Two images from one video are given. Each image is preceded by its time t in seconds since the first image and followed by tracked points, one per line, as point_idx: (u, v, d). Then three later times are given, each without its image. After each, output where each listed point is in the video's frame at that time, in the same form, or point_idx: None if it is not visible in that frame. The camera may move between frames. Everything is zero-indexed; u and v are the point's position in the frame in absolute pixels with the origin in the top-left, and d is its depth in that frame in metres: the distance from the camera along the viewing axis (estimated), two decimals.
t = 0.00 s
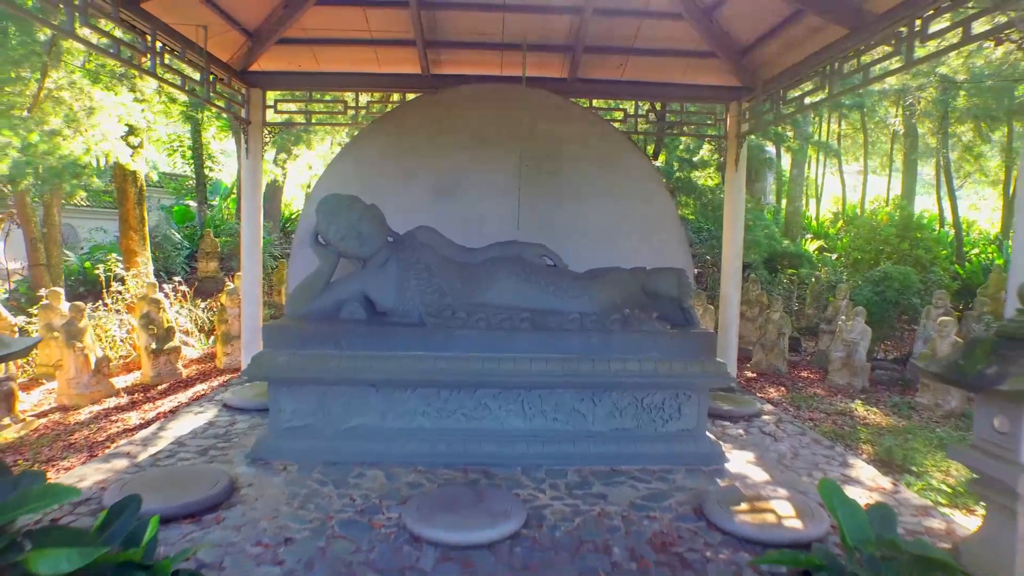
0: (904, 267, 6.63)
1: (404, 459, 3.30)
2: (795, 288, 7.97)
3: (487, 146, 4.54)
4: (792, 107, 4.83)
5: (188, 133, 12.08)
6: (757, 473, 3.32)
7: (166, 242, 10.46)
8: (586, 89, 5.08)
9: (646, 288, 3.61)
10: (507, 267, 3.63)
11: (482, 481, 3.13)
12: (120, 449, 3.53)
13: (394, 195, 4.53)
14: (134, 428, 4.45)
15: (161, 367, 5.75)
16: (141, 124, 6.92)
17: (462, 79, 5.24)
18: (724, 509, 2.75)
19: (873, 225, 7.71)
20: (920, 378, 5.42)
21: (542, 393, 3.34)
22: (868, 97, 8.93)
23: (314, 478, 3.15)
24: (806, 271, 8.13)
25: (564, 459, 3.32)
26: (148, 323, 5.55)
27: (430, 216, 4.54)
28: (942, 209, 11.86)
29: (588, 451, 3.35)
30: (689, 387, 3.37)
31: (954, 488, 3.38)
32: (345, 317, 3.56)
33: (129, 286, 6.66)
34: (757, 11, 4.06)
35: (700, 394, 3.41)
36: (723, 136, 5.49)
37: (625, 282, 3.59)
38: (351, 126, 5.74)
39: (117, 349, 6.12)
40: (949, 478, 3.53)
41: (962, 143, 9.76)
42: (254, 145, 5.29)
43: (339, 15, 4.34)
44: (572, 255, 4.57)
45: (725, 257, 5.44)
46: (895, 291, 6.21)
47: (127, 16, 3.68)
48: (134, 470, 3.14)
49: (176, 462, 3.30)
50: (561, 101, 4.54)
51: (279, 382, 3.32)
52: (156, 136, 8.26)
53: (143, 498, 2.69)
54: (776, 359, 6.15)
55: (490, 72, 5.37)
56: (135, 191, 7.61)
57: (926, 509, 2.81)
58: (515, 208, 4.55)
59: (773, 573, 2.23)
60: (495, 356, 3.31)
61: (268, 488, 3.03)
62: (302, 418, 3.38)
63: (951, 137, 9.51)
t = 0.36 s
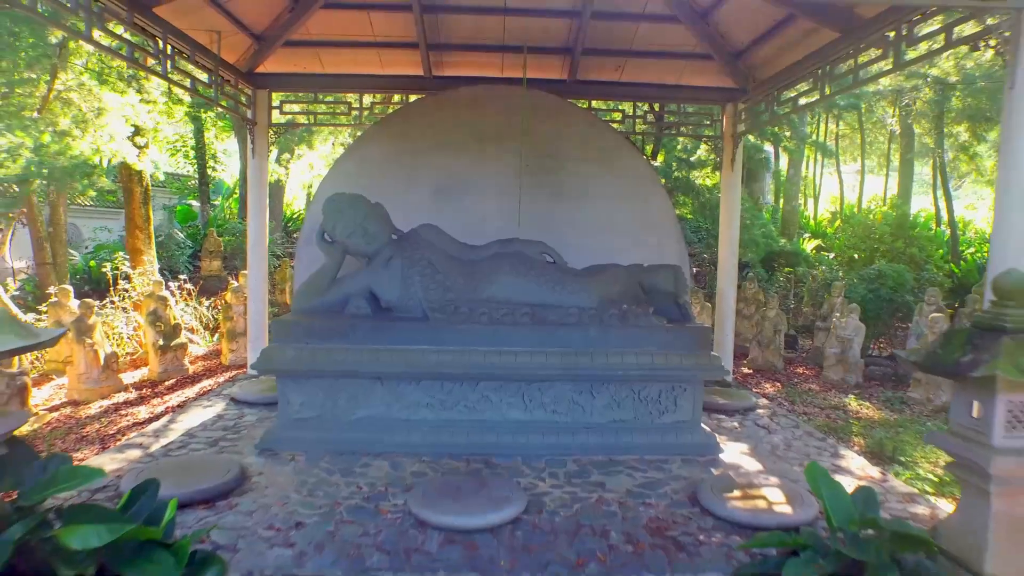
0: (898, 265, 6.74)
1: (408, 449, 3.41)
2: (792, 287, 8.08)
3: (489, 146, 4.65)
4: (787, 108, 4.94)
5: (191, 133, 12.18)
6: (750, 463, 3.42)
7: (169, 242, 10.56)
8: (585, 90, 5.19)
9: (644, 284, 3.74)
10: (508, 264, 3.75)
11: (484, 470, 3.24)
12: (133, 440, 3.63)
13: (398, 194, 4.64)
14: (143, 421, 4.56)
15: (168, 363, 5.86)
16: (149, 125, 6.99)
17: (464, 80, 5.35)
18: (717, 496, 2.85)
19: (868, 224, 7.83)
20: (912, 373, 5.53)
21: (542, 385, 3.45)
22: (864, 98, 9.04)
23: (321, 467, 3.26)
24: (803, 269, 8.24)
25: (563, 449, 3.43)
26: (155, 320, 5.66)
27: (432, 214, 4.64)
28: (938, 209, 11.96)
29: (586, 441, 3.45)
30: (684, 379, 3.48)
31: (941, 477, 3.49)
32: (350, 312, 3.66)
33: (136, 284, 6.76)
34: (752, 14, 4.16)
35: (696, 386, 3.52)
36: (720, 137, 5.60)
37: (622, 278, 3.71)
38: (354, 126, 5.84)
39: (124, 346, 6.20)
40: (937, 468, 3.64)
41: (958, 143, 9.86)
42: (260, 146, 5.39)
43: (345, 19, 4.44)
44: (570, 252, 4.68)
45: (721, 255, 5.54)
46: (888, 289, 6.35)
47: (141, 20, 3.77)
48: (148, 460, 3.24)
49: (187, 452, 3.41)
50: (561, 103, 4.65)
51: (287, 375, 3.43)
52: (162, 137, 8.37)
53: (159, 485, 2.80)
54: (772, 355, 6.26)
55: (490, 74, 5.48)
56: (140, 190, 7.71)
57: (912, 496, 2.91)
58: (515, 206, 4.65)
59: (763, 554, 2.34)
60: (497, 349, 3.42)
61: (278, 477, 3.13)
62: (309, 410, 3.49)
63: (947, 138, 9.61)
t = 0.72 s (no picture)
0: (891, 264, 6.87)
1: (413, 439, 3.55)
2: (788, 285, 8.21)
3: (491, 147, 4.78)
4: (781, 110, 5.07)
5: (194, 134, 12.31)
6: (743, 452, 3.56)
7: (174, 241, 10.70)
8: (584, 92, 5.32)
9: (641, 280, 3.87)
10: (510, 261, 3.89)
11: (487, 458, 3.37)
12: (148, 430, 3.77)
13: (402, 194, 4.77)
14: (155, 414, 4.69)
15: (177, 359, 5.99)
16: (156, 125, 7.13)
17: (466, 82, 5.48)
18: (710, 482, 2.98)
19: (862, 223, 7.97)
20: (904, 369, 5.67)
21: (543, 377, 3.58)
22: (859, 100, 9.17)
23: (331, 455, 3.39)
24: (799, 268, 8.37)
25: (563, 438, 3.56)
26: (164, 316, 5.79)
27: (435, 212, 4.78)
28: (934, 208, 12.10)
29: (585, 431, 3.59)
30: (680, 372, 3.61)
31: (927, 467, 3.62)
32: (357, 307, 3.80)
33: (143, 282, 6.89)
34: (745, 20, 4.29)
35: (691, 379, 3.65)
36: (716, 138, 5.73)
37: (620, 274, 3.84)
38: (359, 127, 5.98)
39: (133, 342, 6.34)
40: (923, 458, 3.77)
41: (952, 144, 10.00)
42: (267, 146, 5.52)
43: (350, 24, 4.57)
44: (570, 249, 4.82)
45: (718, 253, 5.67)
46: (881, 287, 6.48)
47: (156, 25, 3.90)
48: (164, 448, 3.38)
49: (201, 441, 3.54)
50: (561, 105, 4.77)
51: (297, 367, 3.56)
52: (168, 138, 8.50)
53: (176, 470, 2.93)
54: (768, 352, 6.39)
55: (492, 77, 5.61)
56: (147, 190, 7.84)
57: (896, 481, 3.05)
58: (516, 205, 4.79)
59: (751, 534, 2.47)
60: (500, 343, 3.56)
61: (289, 464, 3.26)
62: (318, 401, 3.62)
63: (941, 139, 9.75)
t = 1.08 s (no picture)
0: (886, 263, 6.99)
1: (416, 431, 3.66)
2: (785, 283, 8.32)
3: (492, 148, 4.89)
4: (777, 111, 5.19)
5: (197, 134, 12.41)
6: (737, 444, 3.67)
7: (178, 241, 10.81)
8: (585, 94, 5.44)
9: (638, 278, 3.99)
10: (512, 260, 4.01)
11: (489, 450, 3.48)
12: (159, 423, 3.88)
13: (405, 194, 4.88)
14: (164, 409, 4.81)
15: (184, 356, 6.11)
16: (162, 126, 7.23)
17: (468, 84, 5.59)
18: (704, 471, 3.09)
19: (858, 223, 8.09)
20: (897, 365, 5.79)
21: (543, 372, 3.70)
22: (856, 101, 9.28)
23: (338, 447, 3.51)
24: (796, 267, 8.48)
25: (562, 431, 3.68)
26: (171, 314, 5.91)
27: (438, 211, 4.90)
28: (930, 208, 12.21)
29: (585, 423, 3.70)
30: (676, 367, 3.72)
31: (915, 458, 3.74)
32: (363, 303, 3.91)
33: (150, 280, 7.00)
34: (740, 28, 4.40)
35: (687, 373, 3.76)
36: (713, 139, 5.84)
37: (617, 272, 3.97)
38: (362, 128, 6.09)
39: (140, 339, 6.45)
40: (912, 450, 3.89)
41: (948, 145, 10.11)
42: (274, 147, 5.63)
43: (356, 29, 4.68)
44: (570, 248, 4.93)
45: (715, 252, 5.78)
46: (876, 285, 6.59)
47: (168, 31, 4.02)
48: (176, 440, 3.49)
49: (211, 434, 3.66)
50: (561, 107, 4.88)
51: (305, 362, 3.68)
52: (174, 139, 8.62)
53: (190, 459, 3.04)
54: (764, 349, 6.50)
55: (493, 79, 5.72)
56: (153, 190, 7.95)
57: (884, 471, 3.17)
58: (517, 204, 4.91)
59: (743, 519, 2.59)
60: (501, 338, 3.68)
61: (298, 455, 3.38)
62: (325, 394, 3.73)
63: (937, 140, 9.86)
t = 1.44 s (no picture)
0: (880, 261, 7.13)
1: (422, 422, 3.80)
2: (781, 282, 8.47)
3: (493, 149, 5.04)
4: (770, 114, 5.33)
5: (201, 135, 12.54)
6: (730, 434, 3.82)
7: (183, 240, 10.95)
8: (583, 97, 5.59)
9: (635, 275, 4.14)
10: (514, 256, 4.15)
11: (491, 439, 3.63)
12: (174, 415, 4.02)
13: (410, 194, 5.03)
14: (176, 403, 4.95)
15: (193, 352, 6.26)
16: (170, 127, 7.37)
17: (470, 87, 5.73)
18: (697, 458, 3.24)
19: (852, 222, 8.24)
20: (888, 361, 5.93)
21: (543, 365, 3.84)
22: (851, 102, 9.42)
23: (347, 437, 3.66)
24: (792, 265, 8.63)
25: (562, 422, 3.82)
26: (181, 311, 6.06)
27: (441, 211, 5.04)
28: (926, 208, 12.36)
29: (583, 414, 3.85)
30: (671, 360, 3.87)
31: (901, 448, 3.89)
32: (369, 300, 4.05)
33: (158, 278, 7.14)
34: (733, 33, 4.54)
35: (681, 366, 3.91)
36: (709, 140, 5.98)
37: (615, 269, 4.12)
38: (367, 130, 6.23)
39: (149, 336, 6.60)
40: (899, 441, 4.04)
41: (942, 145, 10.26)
42: (281, 149, 5.78)
43: (362, 34, 4.82)
44: (569, 246, 5.08)
45: (711, 251, 5.92)
46: (869, 283, 6.74)
47: (182, 38, 4.19)
48: (191, 430, 3.63)
49: (225, 424, 3.80)
50: (561, 109, 5.02)
51: (314, 356, 3.82)
52: (180, 140, 8.77)
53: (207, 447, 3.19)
54: (759, 345, 6.65)
55: (494, 81, 5.87)
56: (161, 190, 8.08)
57: (869, 459, 3.31)
58: (518, 204, 5.05)
59: (732, 502, 2.73)
60: (503, 333, 3.83)
61: (309, 444, 3.52)
62: (334, 387, 3.88)
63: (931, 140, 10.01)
